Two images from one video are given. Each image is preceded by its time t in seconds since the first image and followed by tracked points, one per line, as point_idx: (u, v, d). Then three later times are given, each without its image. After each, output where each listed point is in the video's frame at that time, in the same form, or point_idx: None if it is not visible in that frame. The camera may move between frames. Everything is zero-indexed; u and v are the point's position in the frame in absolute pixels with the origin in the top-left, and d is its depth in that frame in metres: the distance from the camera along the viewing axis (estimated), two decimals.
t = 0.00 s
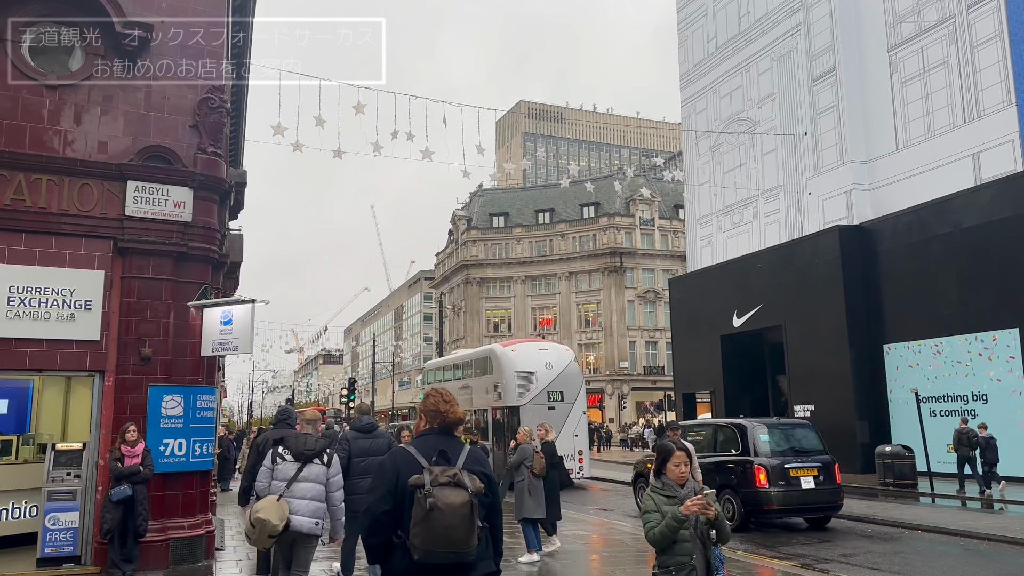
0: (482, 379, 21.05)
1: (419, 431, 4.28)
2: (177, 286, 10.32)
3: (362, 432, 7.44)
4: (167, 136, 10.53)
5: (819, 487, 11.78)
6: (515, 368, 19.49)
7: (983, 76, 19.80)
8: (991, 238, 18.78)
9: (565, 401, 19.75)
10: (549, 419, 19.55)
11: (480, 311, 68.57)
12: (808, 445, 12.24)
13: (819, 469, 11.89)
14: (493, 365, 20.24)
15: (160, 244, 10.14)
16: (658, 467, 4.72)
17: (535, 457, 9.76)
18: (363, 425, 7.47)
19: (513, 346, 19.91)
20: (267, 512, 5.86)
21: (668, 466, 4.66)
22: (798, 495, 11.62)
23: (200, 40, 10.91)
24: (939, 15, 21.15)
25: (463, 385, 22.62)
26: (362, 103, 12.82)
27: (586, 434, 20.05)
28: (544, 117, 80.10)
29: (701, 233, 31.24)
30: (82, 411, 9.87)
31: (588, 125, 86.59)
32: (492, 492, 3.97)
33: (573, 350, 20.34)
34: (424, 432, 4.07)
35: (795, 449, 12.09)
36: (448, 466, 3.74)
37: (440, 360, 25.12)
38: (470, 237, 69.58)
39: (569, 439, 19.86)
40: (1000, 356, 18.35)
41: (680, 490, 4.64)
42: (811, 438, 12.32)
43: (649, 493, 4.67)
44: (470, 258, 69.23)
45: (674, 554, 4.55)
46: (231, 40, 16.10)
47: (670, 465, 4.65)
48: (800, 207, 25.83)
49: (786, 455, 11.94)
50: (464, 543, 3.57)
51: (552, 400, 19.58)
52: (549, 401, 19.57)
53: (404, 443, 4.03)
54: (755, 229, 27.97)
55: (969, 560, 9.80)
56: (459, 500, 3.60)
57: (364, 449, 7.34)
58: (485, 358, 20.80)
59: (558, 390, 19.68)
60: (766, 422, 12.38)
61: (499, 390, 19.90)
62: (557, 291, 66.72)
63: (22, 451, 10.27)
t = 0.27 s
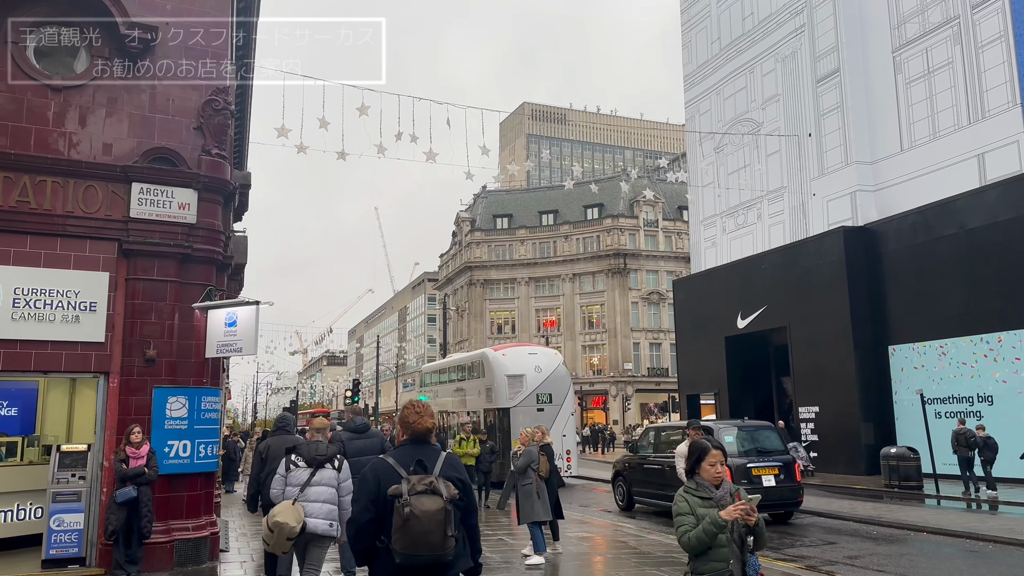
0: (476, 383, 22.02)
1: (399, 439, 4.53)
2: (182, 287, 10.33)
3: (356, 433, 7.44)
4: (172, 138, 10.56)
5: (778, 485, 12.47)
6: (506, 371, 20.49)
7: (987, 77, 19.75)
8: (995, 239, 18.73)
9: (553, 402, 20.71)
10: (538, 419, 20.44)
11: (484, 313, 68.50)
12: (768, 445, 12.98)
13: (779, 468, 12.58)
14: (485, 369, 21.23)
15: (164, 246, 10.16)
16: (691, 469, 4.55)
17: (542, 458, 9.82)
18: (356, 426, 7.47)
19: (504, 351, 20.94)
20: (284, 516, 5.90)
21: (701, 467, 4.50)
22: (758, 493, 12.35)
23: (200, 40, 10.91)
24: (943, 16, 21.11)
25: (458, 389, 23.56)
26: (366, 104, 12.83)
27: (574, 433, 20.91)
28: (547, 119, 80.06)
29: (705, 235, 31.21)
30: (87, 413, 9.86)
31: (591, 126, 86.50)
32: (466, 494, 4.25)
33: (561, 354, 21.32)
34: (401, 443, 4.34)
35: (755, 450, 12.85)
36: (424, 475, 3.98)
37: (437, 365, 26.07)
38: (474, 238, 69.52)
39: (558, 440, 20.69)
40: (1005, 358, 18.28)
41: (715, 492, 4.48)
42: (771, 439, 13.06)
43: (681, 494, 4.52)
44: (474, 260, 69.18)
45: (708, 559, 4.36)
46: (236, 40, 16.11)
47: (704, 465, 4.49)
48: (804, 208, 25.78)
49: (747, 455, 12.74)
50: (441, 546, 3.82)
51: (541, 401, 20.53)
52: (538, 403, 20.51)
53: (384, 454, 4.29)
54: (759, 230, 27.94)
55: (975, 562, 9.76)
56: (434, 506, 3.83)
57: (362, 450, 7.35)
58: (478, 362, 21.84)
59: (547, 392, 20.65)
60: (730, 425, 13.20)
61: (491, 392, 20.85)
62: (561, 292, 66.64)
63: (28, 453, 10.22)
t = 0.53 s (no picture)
0: (469, 386, 22.51)
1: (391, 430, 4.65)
2: (186, 289, 10.34)
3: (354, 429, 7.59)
4: (175, 140, 10.58)
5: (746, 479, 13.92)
6: (496, 374, 20.92)
7: (992, 77, 19.69)
8: (1000, 240, 18.65)
9: (543, 404, 20.97)
10: (528, 421, 20.76)
11: (487, 314, 68.53)
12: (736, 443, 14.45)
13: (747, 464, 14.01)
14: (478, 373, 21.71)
15: (168, 247, 10.18)
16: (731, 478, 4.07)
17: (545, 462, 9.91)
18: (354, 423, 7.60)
19: (495, 355, 21.40)
20: (292, 507, 6.27)
21: (744, 476, 4.03)
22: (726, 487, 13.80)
23: (200, 40, 10.92)
24: (947, 16, 21.06)
25: (454, 393, 24.12)
26: (369, 104, 12.82)
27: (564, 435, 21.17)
28: (550, 120, 80.12)
29: (708, 235, 31.20)
30: (91, 414, 9.90)
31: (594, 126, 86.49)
32: (449, 483, 4.33)
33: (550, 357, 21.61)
34: (392, 432, 4.47)
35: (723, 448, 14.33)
36: (408, 460, 4.07)
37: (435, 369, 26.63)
38: (477, 239, 69.55)
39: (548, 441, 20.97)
40: (1009, 359, 18.21)
41: (758, 503, 4.00)
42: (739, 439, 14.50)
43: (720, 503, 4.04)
44: (477, 261, 69.23)
45: None
46: (239, 41, 16.13)
47: (747, 474, 4.02)
48: (808, 209, 25.73)
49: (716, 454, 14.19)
50: (419, 527, 3.92)
51: (530, 403, 20.84)
52: (528, 405, 20.82)
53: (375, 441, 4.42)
54: (763, 231, 27.90)
55: (980, 563, 9.71)
56: (414, 488, 3.93)
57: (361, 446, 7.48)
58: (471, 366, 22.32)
59: (536, 394, 20.94)
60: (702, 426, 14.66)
61: (483, 396, 21.31)
62: (564, 293, 66.63)
63: (32, 454, 10.21)
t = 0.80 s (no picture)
0: (461, 387, 23.31)
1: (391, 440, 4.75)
2: (189, 289, 10.36)
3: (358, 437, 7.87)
4: (178, 141, 10.60)
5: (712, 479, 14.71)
6: (487, 376, 21.68)
7: (995, 77, 19.65)
8: (1003, 240, 18.61)
9: (531, 406, 21.74)
10: (516, 422, 21.49)
11: (489, 314, 68.51)
12: (704, 444, 15.26)
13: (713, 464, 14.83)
14: (469, 375, 22.50)
15: (171, 248, 10.19)
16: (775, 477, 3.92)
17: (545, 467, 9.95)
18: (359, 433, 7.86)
19: (486, 358, 22.15)
20: (306, 508, 6.36)
21: (788, 475, 3.87)
22: (693, 485, 14.55)
23: (201, 40, 10.92)
24: (950, 16, 21.03)
25: (447, 393, 24.94)
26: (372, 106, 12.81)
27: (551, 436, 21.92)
28: (553, 120, 80.13)
29: (711, 236, 31.17)
30: (94, 415, 9.94)
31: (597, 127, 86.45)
32: (444, 492, 4.49)
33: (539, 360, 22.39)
34: (392, 442, 4.56)
35: (690, 448, 15.04)
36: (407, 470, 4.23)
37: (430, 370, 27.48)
38: (479, 240, 69.53)
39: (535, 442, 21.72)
40: (1013, 359, 18.17)
41: (804, 503, 3.84)
42: (707, 439, 15.34)
43: (763, 504, 3.90)
44: (480, 262, 69.22)
45: None
46: (242, 42, 16.14)
47: (792, 473, 3.85)
48: (810, 209, 25.71)
49: (684, 453, 14.87)
50: (416, 533, 4.09)
51: (520, 405, 21.59)
52: (517, 406, 21.57)
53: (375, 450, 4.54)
54: (766, 231, 27.87)
55: (984, 564, 9.69)
56: (412, 498, 4.10)
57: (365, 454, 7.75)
58: (463, 368, 23.12)
59: (525, 396, 21.71)
60: (670, 426, 15.32)
61: (473, 396, 22.10)
62: (566, 293, 66.61)
63: (35, 454, 10.28)
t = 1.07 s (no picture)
0: (455, 389, 24.67)
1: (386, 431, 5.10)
2: (191, 290, 10.37)
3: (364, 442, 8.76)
4: (181, 141, 10.60)
5: (681, 476, 15.84)
6: (478, 379, 23.07)
7: (997, 77, 19.62)
8: (1006, 241, 18.57)
9: (520, 407, 23.00)
10: (504, 422, 22.78)
11: (491, 314, 68.49)
12: (674, 442, 16.31)
13: (681, 462, 15.96)
14: (462, 377, 23.89)
15: (173, 248, 10.20)
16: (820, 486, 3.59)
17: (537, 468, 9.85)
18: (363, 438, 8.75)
19: (478, 362, 23.49)
20: (326, 504, 6.58)
21: (834, 486, 3.54)
22: (663, 481, 15.66)
23: (200, 40, 10.92)
24: (952, 15, 21.00)
25: (443, 394, 26.34)
26: (374, 106, 12.80)
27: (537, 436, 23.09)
28: (555, 120, 80.06)
29: (713, 236, 31.15)
30: (97, 416, 9.97)
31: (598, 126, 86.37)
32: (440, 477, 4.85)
33: (528, 363, 23.70)
34: (390, 431, 4.90)
35: (662, 447, 16.09)
36: (406, 458, 4.55)
37: (428, 372, 28.90)
38: (481, 240, 69.51)
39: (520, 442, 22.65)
40: (1015, 360, 18.14)
41: (852, 516, 3.50)
42: (678, 438, 16.44)
43: (807, 518, 3.56)
44: (482, 262, 69.21)
45: None
46: (244, 41, 16.13)
47: (837, 483, 3.53)
48: (812, 209, 25.69)
49: (655, 452, 15.90)
50: (416, 515, 4.41)
51: (509, 406, 22.87)
52: (506, 408, 22.86)
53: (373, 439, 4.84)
54: (768, 231, 27.85)
55: (987, 565, 9.67)
56: (414, 482, 4.41)
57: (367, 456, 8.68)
58: (457, 371, 24.50)
59: (515, 398, 23.00)
60: (642, 427, 16.30)
61: (465, 397, 23.49)
62: (568, 293, 66.58)
63: (37, 454, 10.28)
